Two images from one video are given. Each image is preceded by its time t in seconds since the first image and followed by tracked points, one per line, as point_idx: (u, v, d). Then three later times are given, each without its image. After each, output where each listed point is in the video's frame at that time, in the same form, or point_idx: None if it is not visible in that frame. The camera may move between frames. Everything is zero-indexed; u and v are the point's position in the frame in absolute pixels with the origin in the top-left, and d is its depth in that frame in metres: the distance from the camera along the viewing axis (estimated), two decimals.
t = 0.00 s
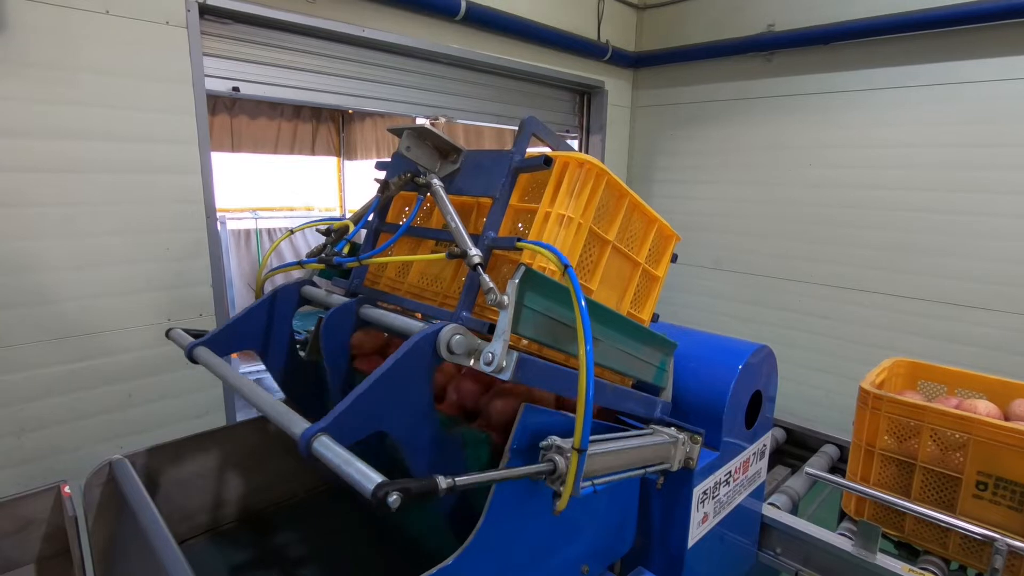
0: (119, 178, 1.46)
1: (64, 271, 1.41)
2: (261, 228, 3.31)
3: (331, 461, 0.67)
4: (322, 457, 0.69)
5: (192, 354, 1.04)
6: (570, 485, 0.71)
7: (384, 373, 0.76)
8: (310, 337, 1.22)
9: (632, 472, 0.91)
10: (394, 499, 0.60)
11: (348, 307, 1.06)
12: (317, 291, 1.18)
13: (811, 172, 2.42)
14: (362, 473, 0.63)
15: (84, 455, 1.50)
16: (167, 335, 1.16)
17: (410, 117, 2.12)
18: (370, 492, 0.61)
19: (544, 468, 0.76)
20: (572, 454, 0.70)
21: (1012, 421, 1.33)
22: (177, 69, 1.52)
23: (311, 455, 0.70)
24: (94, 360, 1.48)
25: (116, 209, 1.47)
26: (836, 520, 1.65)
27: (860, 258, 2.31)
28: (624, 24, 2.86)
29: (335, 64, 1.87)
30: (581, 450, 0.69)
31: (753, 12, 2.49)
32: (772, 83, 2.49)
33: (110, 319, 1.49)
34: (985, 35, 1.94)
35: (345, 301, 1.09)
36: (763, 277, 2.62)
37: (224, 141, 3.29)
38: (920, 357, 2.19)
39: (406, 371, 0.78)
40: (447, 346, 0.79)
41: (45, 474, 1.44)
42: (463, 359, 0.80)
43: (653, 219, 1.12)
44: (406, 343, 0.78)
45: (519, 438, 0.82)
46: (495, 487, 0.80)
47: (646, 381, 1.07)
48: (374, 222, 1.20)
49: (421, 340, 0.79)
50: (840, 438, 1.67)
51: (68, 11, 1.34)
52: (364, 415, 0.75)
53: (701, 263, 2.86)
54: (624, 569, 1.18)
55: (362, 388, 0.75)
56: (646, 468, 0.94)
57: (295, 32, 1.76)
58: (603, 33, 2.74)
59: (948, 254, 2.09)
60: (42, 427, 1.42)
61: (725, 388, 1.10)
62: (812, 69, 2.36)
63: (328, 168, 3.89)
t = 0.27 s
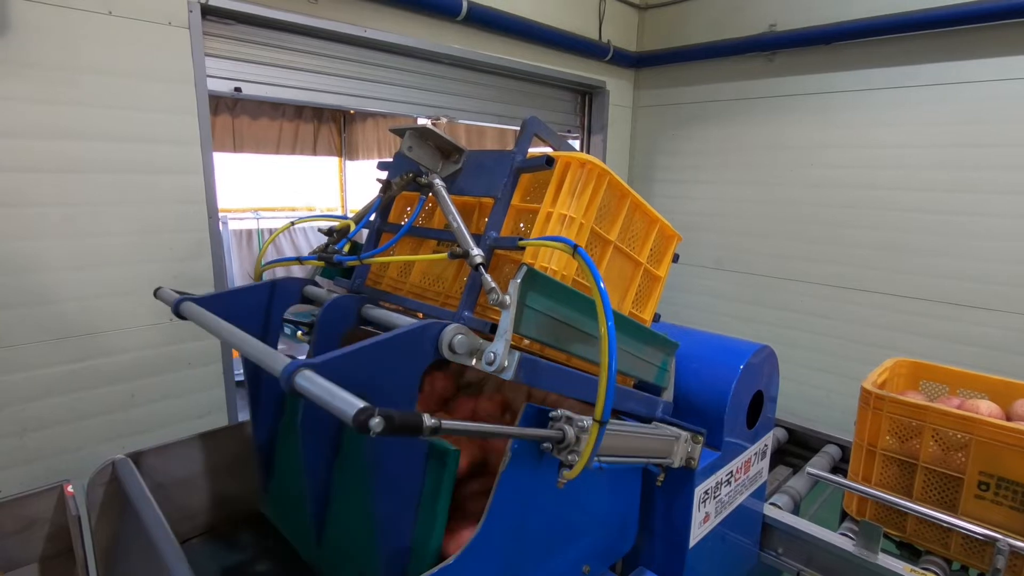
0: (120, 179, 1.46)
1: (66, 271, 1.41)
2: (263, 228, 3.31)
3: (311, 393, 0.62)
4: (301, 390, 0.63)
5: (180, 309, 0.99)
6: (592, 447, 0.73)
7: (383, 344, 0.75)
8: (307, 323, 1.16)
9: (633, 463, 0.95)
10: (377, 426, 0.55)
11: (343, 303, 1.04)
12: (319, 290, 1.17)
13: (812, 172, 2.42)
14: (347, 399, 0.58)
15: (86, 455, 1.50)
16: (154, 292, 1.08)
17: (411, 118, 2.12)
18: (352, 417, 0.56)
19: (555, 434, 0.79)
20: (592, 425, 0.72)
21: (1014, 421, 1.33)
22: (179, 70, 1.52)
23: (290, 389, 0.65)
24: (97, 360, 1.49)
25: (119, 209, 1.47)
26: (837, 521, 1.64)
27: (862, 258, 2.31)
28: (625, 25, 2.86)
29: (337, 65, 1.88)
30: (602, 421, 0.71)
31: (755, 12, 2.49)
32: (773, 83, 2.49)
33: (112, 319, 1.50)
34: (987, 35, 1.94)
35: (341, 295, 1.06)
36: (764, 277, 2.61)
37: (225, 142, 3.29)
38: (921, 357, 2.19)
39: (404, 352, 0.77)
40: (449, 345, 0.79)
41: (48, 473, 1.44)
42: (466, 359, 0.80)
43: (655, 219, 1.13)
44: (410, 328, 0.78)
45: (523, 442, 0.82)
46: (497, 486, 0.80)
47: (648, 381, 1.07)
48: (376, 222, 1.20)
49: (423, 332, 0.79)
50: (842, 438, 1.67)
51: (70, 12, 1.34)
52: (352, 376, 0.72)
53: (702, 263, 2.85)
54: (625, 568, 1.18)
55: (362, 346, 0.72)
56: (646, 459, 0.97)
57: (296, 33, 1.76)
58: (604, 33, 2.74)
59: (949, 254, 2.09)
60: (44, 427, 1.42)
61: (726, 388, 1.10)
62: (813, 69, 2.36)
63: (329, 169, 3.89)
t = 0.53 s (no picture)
0: (122, 178, 1.47)
1: (68, 270, 1.42)
2: (264, 228, 3.31)
3: (310, 371, 0.62)
4: (300, 371, 0.64)
5: (181, 300, 0.99)
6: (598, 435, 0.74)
7: (384, 335, 0.75)
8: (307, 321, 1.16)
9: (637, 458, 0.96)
10: (376, 402, 0.56)
11: (343, 301, 1.04)
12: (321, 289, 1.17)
13: (814, 171, 2.41)
14: (347, 376, 0.59)
15: (88, 454, 1.50)
16: (154, 284, 1.08)
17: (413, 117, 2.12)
18: (351, 394, 0.57)
19: (557, 425, 0.78)
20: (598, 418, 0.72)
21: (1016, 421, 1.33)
22: (181, 69, 1.52)
23: (289, 368, 0.65)
24: (99, 359, 1.49)
25: (121, 208, 1.47)
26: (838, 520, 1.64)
27: (864, 258, 2.30)
28: (627, 24, 2.86)
29: (338, 64, 1.88)
30: (607, 415, 0.71)
31: (757, 11, 2.48)
32: (775, 82, 2.48)
33: (114, 318, 1.50)
34: (989, 34, 1.93)
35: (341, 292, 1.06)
36: (766, 277, 2.61)
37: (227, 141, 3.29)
38: (923, 357, 2.19)
39: (403, 345, 0.77)
40: (450, 344, 0.79)
41: (50, 472, 1.45)
42: (467, 358, 0.80)
43: (656, 219, 1.13)
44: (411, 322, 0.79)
45: (524, 440, 0.82)
46: (498, 484, 0.80)
47: (649, 381, 1.07)
48: (377, 222, 1.20)
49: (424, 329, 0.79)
50: (843, 438, 1.67)
51: (73, 12, 1.35)
52: (351, 364, 0.72)
53: (704, 262, 2.85)
54: (626, 567, 1.18)
55: (364, 334, 0.73)
56: (648, 455, 0.97)
57: (298, 32, 1.76)
58: (606, 32, 2.74)
59: (951, 253, 2.09)
60: (46, 425, 1.42)
61: (727, 388, 1.10)
62: (815, 68, 2.35)
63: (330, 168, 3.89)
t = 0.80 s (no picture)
0: (124, 178, 1.47)
1: (71, 270, 1.42)
2: (265, 228, 3.31)
3: (311, 370, 0.62)
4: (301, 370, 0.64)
5: (183, 299, 0.99)
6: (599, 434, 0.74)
7: (385, 333, 0.75)
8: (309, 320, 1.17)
9: (637, 458, 0.96)
10: (377, 400, 0.56)
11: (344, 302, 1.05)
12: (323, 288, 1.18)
13: (815, 172, 2.41)
14: (348, 374, 0.59)
15: (90, 453, 1.51)
16: (157, 282, 1.08)
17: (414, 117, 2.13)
18: (351, 392, 0.57)
19: (557, 425, 0.78)
20: (599, 417, 0.73)
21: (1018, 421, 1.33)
22: (183, 70, 1.52)
23: (290, 367, 0.65)
24: (101, 359, 1.49)
25: (123, 208, 1.48)
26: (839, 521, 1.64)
27: (865, 258, 2.30)
28: (628, 25, 2.86)
29: (340, 65, 1.88)
30: (608, 414, 0.72)
31: (758, 11, 2.48)
32: (776, 82, 2.48)
33: (116, 318, 1.50)
34: (990, 35, 1.93)
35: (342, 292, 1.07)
36: (767, 277, 2.61)
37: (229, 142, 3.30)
38: (924, 357, 2.18)
39: (406, 345, 0.78)
40: (451, 343, 0.79)
41: (52, 471, 1.45)
42: (468, 358, 0.80)
43: (657, 219, 1.13)
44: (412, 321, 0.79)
45: (525, 440, 0.82)
46: (499, 484, 0.80)
47: (651, 381, 1.07)
48: (378, 222, 1.21)
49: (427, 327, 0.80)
50: (844, 438, 1.66)
51: (75, 12, 1.35)
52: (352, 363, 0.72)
53: (705, 263, 2.85)
54: (626, 567, 1.18)
55: (366, 332, 0.74)
56: (649, 455, 0.97)
57: (300, 33, 1.77)
58: (607, 33, 2.74)
59: (952, 254, 2.08)
60: (49, 425, 1.43)
61: (729, 388, 1.10)
62: (816, 69, 2.35)
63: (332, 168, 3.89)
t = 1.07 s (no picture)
0: (125, 178, 1.47)
1: (72, 270, 1.42)
2: (267, 227, 3.31)
3: (314, 369, 0.62)
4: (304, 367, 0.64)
5: (186, 298, 0.99)
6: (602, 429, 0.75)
7: (388, 332, 0.75)
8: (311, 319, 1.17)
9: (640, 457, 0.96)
10: (378, 399, 0.56)
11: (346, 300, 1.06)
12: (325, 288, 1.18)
13: (816, 171, 2.41)
14: (350, 373, 0.59)
15: (92, 452, 1.51)
16: (159, 280, 1.08)
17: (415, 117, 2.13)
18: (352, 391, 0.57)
19: (559, 424, 0.78)
20: (601, 417, 0.74)
21: (1020, 421, 1.33)
22: (184, 69, 1.52)
23: (292, 365, 0.65)
24: (103, 359, 1.50)
25: (125, 208, 1.48)
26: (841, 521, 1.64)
27: (867, 258, 2.30)
28: (629, 24, 2.85)
29: (340, 64, 1.88)
30: (610, 413, 0.73)
31: (759, 10, 2.48)
32: (778, 81, 2.48)
33: (118, 317, 1.51)
34: (992, 34, 1.93)
35: (343, 291, 1.08)
36: (768, 277, 2.61)
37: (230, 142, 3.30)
38: (926, 357, 2.18)
39: (408, 344, 0.78)
40: (453, 343, 0.79)
41: (54, 470, 1.45)
42: (469, 357, 0.80)
43: (659, 218, 1.12)
44: (413, 320, 0.79)
45: (527, 439, 0.82)
46: (501, 483, 0.80)
47: (652, 380, 1.07)
48: (380, 221, 1.21)
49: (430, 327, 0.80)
50: (846, 438, 1.66)
51: (77, 12, 1.35)
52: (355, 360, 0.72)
53: (706, 262, 2.85)
54: (627, 567, 1.18)
55: (368, 330, 0.74)
56: (651, 454, 0.97)
57: (301, 32, 1.77)
58: (608, 32, 2.74)
59: (954, 253, 2.08)
60: (50, 424, 1.43)
61: (731, 387, 1.10)
62: (818, 68, 2.35)
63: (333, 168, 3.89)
